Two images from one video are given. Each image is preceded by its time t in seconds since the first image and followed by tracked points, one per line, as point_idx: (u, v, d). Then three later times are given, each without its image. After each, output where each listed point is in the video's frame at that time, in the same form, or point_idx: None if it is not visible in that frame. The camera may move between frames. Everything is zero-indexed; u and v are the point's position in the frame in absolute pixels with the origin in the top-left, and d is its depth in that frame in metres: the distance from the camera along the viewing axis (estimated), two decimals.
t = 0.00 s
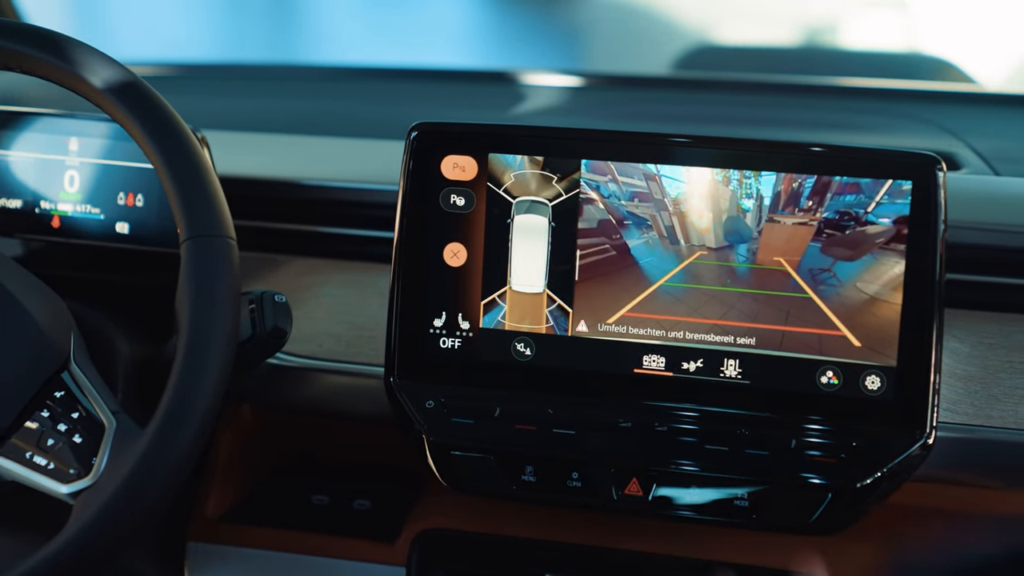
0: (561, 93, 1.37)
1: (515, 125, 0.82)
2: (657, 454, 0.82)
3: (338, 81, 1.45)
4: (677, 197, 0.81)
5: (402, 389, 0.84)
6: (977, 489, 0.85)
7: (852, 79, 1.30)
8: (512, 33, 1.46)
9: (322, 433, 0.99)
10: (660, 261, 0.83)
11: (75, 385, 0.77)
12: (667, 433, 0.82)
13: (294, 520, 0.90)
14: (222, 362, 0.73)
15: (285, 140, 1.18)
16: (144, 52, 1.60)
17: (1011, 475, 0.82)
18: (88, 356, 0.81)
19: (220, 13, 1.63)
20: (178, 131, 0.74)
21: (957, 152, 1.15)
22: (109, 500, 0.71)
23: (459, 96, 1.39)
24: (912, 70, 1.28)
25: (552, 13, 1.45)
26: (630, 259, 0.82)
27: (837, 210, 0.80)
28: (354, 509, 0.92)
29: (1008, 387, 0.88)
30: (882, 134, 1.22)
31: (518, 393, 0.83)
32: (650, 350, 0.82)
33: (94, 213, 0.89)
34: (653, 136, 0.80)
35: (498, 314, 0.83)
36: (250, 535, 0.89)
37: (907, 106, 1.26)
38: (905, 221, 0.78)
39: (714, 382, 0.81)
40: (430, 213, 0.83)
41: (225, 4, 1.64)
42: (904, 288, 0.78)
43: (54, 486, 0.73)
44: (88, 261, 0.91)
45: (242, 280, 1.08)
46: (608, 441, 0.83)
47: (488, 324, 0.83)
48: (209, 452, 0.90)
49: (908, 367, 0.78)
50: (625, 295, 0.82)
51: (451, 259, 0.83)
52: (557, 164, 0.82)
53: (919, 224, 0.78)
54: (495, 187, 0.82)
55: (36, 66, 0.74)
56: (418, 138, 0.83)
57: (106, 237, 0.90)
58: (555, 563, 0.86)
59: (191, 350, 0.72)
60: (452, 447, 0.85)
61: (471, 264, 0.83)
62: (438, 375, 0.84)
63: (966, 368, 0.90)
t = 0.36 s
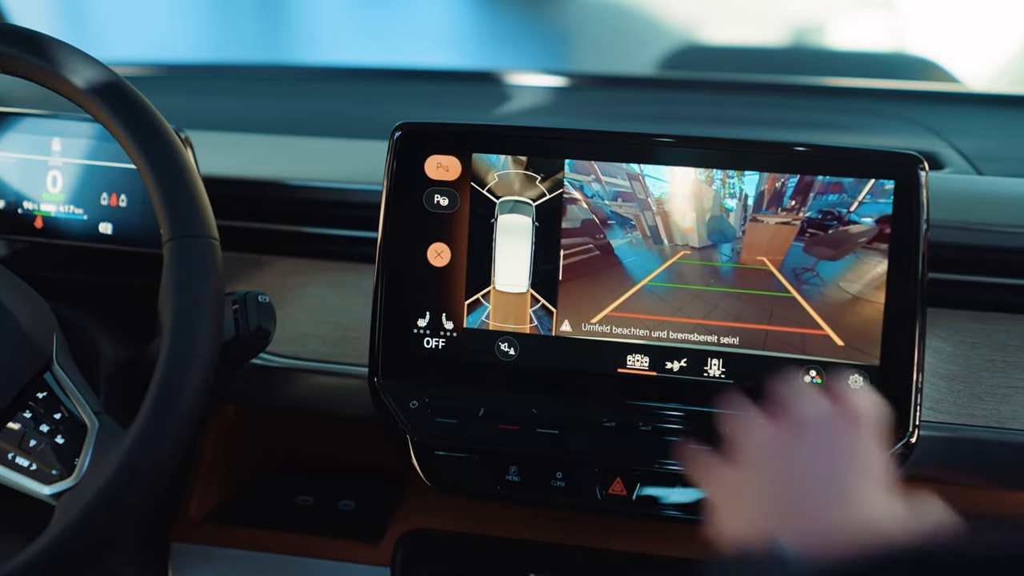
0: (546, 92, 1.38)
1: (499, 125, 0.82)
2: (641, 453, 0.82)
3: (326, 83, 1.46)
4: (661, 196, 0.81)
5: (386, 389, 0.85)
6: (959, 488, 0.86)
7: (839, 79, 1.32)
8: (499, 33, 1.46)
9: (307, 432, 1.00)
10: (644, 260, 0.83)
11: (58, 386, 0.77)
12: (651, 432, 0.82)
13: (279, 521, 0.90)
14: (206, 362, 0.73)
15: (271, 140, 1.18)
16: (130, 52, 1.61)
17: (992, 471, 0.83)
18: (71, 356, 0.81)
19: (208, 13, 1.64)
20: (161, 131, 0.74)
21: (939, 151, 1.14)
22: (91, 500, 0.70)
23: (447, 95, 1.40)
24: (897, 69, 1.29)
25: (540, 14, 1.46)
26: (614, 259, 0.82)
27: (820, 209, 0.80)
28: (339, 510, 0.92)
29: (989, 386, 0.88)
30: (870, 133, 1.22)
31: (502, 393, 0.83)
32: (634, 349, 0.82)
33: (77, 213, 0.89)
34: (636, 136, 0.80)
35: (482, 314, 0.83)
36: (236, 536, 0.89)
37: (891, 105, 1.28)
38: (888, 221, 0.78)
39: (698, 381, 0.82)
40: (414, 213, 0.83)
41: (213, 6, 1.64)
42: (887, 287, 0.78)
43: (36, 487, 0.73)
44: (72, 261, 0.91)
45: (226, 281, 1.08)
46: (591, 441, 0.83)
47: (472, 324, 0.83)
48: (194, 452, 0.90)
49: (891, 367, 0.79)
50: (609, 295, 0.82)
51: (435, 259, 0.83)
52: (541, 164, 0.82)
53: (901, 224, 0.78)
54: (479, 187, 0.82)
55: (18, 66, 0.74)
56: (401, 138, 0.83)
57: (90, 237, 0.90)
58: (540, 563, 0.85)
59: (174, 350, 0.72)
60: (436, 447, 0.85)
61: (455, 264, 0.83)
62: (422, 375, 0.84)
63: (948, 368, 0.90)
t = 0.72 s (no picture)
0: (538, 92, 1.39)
1: (492, 125, 0.82)
2: (636, 454, 0.82)
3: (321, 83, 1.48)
4: (655, 197, 0.81)
5: (380, 390, 0.84)
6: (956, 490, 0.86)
7: (828, 79, 1.33)
8: (490, 34, 1.46)
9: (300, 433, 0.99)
10: (639, 261, 0.83)
11: (51, 388, 0.77)
12: (645, 433, 0.82)
13: (273, 522, 0.90)
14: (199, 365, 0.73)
15: (265, 140, 1.18)
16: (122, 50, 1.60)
17: (988, 471, 0.83)
18: (64, 357, 0.80)
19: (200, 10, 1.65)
20: (153, 131, 0.74)
21: (933, 151, 1.15)
22: (84, 502, 0.70)
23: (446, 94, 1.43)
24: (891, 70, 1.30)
25: (533, 14, 1.46)
26: (609, 259, 0.82)
27: (814, 210, 0.80)
28: (332, 512, 0.91)
29: (983, 389, 0.89)
30: (864, 134, 1.24)
31: (496, 394, 0.83)
32: (629, 350, 0.82)
33: (69, 214, 0.89)
34: (630, 136, 0.80)
35: (477, 314, 0.82)
36: (234, 539, 0.89)
37: (886, 105, 1.30)
38: (882, 221, 0.78)
39: (693, 382, 0.81)
40: (409, 213, 0.83)
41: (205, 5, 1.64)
42: (882, 287, 0.78)
43: (28, 489, 0.73)
44: (62, 262, 0.90)
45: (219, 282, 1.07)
46: (586, 442, 0.83)
47: (467, 325, 0.83)
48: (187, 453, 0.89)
49: (886, 367, 0.78)
50: (603, 295, 0.82)
51: (429, 260, 0.83)
52: (534, 164, 0.81)
53: (896, 224, 0.78)
54: (473, 188, 0.82)
55: (10, 66, 0.73)
56: (395, 139, 0.83)
57: (82, 238, 0.90)
58: (535, 564, 0.86)
59: (167, 351, 0.72)
60: (430, 448, 0.85)
61: (449, 265, 0.82)
62: (416, 376, 0.84)
63: (943, 368, 0.91)
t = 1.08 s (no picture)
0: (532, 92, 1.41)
1: (487, 126, 0.82)
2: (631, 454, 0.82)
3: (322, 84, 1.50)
4: (651, 197, 0.81)
5: (375, 391, 0.84)
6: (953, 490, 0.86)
7: (819, 79, 1.34)
8: (484, 34, 1.49)
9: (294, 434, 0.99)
10: (634, 261, 0.82)
11: (45, 390, 0.76)
12: (641, 434, 0.82)
13: (268, 524, 0.90)
14: (194, 366, 0.72)
15: (259, 140, 1.18)
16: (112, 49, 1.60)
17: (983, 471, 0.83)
18: (58, 359, 0.80)
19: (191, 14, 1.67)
20: (147, 132, 0.73)
21: (927, 151, 1.13)
22: (78, 505, 0.70)
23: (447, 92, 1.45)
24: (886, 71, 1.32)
25: (523, 14, 1.50)
26: (604, 259, 0.82)
27: (810, 211, 0.79)
28: (327, 513, 0.91)
29: (978, 390, 0.91)
30: (860, 134, 1.23)
31: (492, 394, 0.83)
32: (624, 350, 0.82)
33: (61, 215, 0.89)
34: (625, 136, 0.80)
35: (472, 315, 0.82)
36: (229, 540, 0.88)
37: (880, 105, 1.32)
38: (878, 222, 0.78)
39: (689, 383, 0.81)
40: (403, 213, 0.82)
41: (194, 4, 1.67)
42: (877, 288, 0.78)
43: (22, 491, 0.72)
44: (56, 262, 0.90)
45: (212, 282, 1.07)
46: (582, 443, 0.82)
47: (462, 325, 0.83)
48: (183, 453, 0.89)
49: (882, 367, 0.78)
50: (599, 296, 0.82)
51: (424, 261, 0.82)
52: (529, 165, 0.81)
53: (892, 224, 0.78)
54: (468, 188, 0.82)
55: (3, 66, 0.73)
56: (390, 139, 0.83)
57: (74, 239, 0.90)
58: (530, 565, 0.85)
59: (162, 353, 0.71)
60: (425, 450, 0.84)
61: (444, 265, 0.82)
62: (412, 376, 0.84)
63: (939, 368, 0.92)
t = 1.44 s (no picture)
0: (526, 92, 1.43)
1: (480, 126, 0.81)
2: (625, 455, 0.82)
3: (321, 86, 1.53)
4: (644, 198, 0.81)
5: (368, 392, 0.84)
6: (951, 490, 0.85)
7: (812, 79, 1.35)
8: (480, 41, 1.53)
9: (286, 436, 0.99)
10: (628, 261, 0.82)
11: (38, 390, 0.75)
12: (634, 434, 0.82)
13: (261, 524, 0.90)
14: (187, 366, 0.72)
15: (255, 140, 1.18)
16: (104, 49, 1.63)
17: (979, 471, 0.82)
18: (52, 360, 0.79)
19: (183, 18, 1.68)
20: (140, 132, 0.73)
21: (920, 151, 1.14)
22: (71, 506, 0.70)
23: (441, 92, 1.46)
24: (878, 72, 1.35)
25: (515, 15, 1.55)
26: (598, 260, 0.82)
27: (803, 211, 0.80)
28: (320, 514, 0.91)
29: (972, 389, 0.91)
30: (858, 135, 1.25)
31: (485, 395, 0.83)
32: (618, 351, 0.82)
33: (54, 216, 0.89)
34: (618, 136, 0.80)
35: (466, 316, 0.82)
36: (215, 540, 0.88)
37: (870, 104, 1.34)
38: (871, 221, 0.78)
39: (682, 383, 0.81)
40: (397, 213, 0.82)
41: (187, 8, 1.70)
42: (870, 288, 0.78)
43: (15, 493, 0.72)
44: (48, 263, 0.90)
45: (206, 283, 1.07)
46: (576, 443, 0.82)
47: (455, 326, 0.83)
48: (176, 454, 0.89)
49: (876, 367, 0.78)
50: (593, 296, 0.81)
51: (417, 262, 0.82)
52: (522, 165, 0.81)
53: (885, 223, 0.78)
54: (462, 188, 0.82)
55: None
56: (383, 139, 0.83)
57: (64, 240, 0.90)
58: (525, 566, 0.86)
59: (154, 354, 0.71)
60: (417, 450, 0.84)
61: (437, 266, 0.82)
62: (405, 377, 0.84)
63: (933, 368, 0.92)
